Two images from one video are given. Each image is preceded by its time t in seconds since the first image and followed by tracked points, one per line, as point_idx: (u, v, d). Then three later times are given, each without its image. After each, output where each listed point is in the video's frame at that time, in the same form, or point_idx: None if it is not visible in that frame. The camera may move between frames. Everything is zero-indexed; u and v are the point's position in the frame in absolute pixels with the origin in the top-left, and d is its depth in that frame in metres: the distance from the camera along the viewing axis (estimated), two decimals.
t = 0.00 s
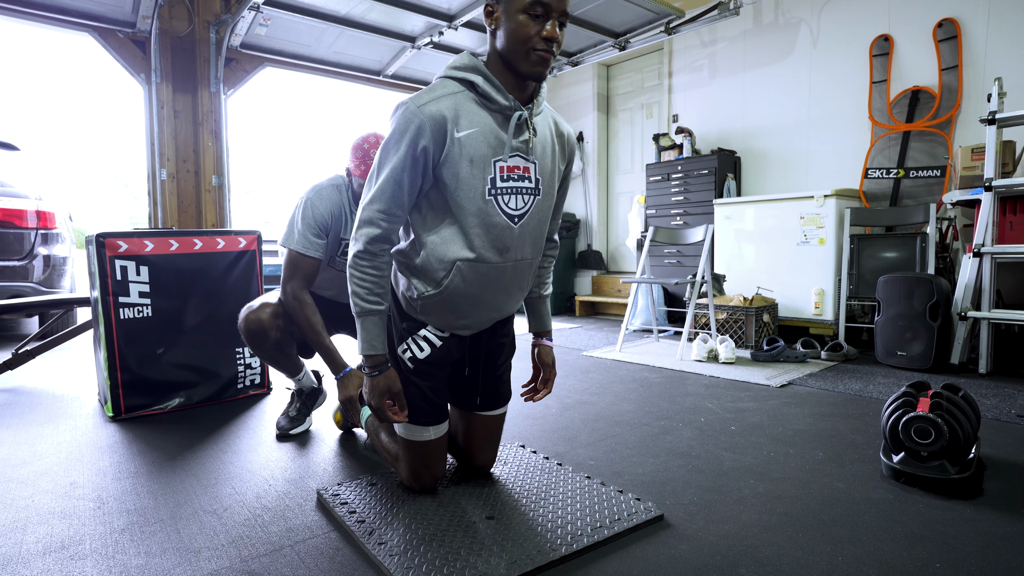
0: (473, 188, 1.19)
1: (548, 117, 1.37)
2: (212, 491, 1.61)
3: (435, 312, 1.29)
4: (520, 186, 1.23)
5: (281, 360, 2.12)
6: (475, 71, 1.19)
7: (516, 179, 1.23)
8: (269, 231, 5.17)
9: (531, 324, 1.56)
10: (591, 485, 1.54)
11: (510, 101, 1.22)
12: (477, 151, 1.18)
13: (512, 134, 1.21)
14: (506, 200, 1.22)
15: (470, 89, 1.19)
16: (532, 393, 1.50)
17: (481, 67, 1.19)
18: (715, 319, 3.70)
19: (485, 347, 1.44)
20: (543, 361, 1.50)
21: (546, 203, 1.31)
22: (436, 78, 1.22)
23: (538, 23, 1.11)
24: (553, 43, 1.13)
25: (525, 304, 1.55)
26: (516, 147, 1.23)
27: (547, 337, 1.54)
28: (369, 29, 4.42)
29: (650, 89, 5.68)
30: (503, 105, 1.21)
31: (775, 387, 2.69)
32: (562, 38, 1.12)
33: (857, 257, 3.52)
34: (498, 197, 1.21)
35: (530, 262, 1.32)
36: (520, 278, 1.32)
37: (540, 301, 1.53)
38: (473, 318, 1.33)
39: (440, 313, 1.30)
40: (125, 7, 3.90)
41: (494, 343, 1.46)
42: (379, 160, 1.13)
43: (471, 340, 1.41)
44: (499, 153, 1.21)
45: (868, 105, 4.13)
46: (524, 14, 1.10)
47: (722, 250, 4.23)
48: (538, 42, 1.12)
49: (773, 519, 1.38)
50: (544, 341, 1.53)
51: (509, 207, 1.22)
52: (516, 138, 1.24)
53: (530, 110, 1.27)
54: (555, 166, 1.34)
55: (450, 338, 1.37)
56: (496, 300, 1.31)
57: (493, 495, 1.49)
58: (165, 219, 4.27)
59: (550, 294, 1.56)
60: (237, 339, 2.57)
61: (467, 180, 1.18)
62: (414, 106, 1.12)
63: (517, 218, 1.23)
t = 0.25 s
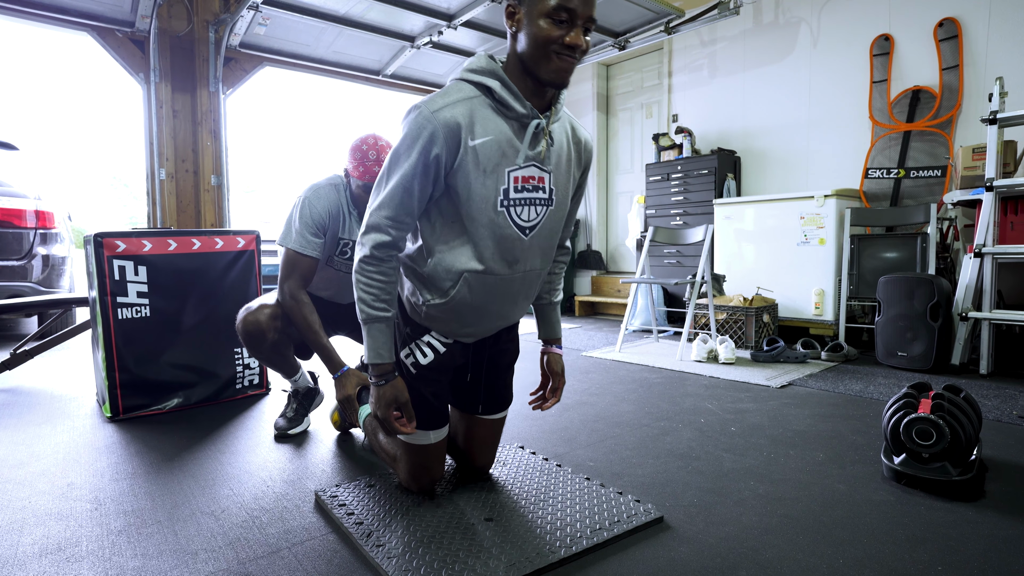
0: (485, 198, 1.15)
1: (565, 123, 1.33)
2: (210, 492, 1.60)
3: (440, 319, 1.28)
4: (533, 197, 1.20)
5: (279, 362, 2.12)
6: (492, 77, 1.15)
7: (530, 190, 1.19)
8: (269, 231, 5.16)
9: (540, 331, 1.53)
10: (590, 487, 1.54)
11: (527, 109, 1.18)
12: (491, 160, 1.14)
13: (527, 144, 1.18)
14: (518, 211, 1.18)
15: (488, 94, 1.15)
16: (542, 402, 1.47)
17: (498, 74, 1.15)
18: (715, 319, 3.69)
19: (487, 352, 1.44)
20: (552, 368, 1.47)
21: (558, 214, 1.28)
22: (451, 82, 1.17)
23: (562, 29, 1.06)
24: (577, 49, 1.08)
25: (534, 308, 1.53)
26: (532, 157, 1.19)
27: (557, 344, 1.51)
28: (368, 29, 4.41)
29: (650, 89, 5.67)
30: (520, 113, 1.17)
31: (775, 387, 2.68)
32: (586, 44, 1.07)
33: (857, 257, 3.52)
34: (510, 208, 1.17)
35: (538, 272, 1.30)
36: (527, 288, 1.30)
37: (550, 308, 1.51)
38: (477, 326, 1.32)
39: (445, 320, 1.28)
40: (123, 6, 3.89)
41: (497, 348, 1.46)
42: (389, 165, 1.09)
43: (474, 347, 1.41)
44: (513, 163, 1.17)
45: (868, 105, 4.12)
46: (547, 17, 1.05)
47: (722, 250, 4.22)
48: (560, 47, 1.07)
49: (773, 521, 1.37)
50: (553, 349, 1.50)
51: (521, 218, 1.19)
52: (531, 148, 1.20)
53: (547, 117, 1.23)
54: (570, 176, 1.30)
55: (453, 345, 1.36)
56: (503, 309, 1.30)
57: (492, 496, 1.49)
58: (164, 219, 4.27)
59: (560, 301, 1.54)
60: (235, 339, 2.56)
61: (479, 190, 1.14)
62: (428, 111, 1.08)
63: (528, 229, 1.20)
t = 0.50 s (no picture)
0: (503, 236, 1.06)
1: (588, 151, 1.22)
2: (209, 502, 1.61)
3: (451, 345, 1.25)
4: (551, 234, 1.11)
5: (277, 370, 2.14)
6: (519, 107, 1.04)
7: (550, 226, 1.10)
8: (268, 235, 5.17)
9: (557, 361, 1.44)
10: (586, 497, 1.55)
11: (553, 143, 1.08)
12: (513, 196, 1.04)
13: (551, 179, 1.08)
14: (535, 249, 1.09)
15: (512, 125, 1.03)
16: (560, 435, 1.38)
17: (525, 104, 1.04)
18: (714, 324, 3.69)
19: (491, 372, 1.44)
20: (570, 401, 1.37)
21: (575, 245, 1.20)
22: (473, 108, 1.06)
23: (600, 66, 0.93)
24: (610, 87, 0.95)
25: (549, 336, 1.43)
26: (554, 192, 1.09)
27: (573, 375, 1.41)
28: (367, 33, 4.42)
29: (649, 92, 5.68)
30: (545, 148, 1.06)
31: (772, 394, 2.69)
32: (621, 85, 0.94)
33: (855, 263, 3.54)
34: (528, 246, 1.08)
35: (549, 305, 1.23)
36: (536, 319, 1.24)
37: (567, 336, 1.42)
38: (483, 352, 1.27)
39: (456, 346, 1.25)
40: (123, 12, 3.90)
41: (501, 367, 1.45)
42: (403, 200, 0.98)
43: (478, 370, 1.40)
44: (535, 199, 1.07)
45: (866, 110, 4.13)
46: (582, 52, 0.92)
47: (721, 254, 4.22)
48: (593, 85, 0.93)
49: (768, 532, 1.39)
50: (571, 381, 1.38)
51: (538, 256, 1.10)
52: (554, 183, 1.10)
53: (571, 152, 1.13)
54: (589, 208, 1.21)
55: (457, 368, 1.36)
56: (511, 337, 1.23)
57: (489, 507, 1.50)
58: (163, 223, 4.27)
59: (578, 330, 1.44)
60: (234, 346, 2.57)
61: (496, 225, 1.04)
62: (450, 144, 0.96)
63: (544, 266, 1.12)
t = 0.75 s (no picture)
0: (538, 309, 0.87)
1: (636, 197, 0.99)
2: (206, 516, 1.62)
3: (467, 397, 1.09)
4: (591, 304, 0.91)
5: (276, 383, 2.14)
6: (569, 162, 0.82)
7: (586, 299, 0.90)
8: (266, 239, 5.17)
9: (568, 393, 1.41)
10: (581, 511, 1.56)
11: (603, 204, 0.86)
12: (553, 267, 0.84)
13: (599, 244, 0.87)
14: (571, 321, 0.90)
15: (556, 192, 0.82)
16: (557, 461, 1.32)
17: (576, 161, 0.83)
18: (711, 330, 3.70)
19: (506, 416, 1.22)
20: (632, 489, 0.99)
21: (611, 313, 1.01)
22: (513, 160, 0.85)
23: (666, 147, 0.73)
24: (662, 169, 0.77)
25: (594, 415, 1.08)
26: (596, 264, 0.89)
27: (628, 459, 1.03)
28: (365, 40, 4.44)
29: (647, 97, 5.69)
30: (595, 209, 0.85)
31: (768, 402, 2.70)
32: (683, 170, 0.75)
33: (852, 269, 3.55)
34: (562, 319, 0.89)
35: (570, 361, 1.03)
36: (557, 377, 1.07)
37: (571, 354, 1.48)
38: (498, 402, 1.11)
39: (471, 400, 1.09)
40: (121, 19, 3.91)
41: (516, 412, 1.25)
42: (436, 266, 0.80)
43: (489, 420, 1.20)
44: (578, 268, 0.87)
45: (863, 117, 4.15)
46: (645, 126, 0.72)
47: (719, 260, 4.23)
48: (652, 167, 0.74)
49: (760, 547, 1.40)
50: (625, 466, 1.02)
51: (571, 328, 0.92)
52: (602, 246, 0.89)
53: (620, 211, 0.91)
54: (636, 274, 1.00)
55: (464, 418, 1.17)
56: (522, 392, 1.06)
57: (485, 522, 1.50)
58: (162, 229, 4.28)
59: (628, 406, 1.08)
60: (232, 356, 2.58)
61: (528, 302, 0.85)
62: (489, 212, 0.76)
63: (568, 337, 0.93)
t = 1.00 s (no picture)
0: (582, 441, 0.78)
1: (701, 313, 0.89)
2: (201, 520, 1.63)
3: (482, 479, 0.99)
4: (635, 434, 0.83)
5: (272, 386, 2.15)
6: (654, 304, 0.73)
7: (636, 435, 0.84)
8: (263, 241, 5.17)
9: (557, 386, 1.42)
10: (574, 514, 1.56)
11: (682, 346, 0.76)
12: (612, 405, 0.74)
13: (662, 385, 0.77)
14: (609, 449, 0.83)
15: (647, 339, 0.72)
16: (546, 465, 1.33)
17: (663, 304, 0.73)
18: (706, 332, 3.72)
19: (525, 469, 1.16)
20: None
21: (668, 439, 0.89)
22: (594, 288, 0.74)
23: (789, 333, 0.67)
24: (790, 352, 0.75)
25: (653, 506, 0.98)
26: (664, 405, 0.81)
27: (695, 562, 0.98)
28: (362, 42, 4.44)
29: (644, 99, 5.71)
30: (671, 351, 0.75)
31: (762, 405, 2.72)
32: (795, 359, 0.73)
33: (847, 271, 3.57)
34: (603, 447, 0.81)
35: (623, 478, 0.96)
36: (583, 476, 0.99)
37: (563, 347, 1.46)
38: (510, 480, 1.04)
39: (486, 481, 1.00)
40: (117, 21, 3.91)
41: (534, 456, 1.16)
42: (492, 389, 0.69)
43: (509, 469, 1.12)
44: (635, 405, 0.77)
45: (858, 120, 4.17)
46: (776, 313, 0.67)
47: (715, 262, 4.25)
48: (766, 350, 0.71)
49: (751, 550, 1.41)
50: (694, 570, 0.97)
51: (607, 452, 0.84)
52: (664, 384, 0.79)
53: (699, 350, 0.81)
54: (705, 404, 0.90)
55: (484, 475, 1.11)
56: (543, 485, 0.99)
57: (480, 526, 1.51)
58: (158, 231, 4.27)
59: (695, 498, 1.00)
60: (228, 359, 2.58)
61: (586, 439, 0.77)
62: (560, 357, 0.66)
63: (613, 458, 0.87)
